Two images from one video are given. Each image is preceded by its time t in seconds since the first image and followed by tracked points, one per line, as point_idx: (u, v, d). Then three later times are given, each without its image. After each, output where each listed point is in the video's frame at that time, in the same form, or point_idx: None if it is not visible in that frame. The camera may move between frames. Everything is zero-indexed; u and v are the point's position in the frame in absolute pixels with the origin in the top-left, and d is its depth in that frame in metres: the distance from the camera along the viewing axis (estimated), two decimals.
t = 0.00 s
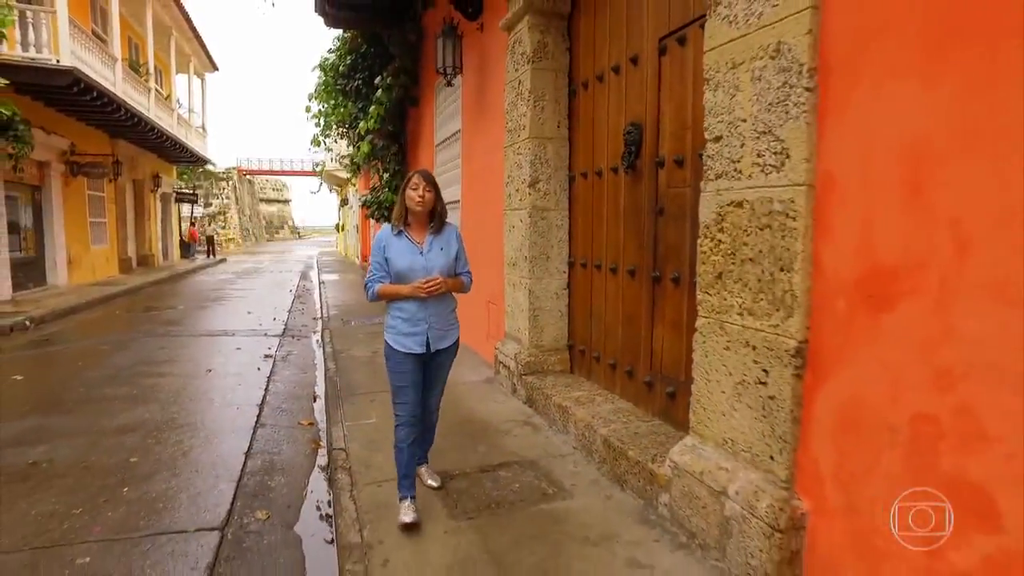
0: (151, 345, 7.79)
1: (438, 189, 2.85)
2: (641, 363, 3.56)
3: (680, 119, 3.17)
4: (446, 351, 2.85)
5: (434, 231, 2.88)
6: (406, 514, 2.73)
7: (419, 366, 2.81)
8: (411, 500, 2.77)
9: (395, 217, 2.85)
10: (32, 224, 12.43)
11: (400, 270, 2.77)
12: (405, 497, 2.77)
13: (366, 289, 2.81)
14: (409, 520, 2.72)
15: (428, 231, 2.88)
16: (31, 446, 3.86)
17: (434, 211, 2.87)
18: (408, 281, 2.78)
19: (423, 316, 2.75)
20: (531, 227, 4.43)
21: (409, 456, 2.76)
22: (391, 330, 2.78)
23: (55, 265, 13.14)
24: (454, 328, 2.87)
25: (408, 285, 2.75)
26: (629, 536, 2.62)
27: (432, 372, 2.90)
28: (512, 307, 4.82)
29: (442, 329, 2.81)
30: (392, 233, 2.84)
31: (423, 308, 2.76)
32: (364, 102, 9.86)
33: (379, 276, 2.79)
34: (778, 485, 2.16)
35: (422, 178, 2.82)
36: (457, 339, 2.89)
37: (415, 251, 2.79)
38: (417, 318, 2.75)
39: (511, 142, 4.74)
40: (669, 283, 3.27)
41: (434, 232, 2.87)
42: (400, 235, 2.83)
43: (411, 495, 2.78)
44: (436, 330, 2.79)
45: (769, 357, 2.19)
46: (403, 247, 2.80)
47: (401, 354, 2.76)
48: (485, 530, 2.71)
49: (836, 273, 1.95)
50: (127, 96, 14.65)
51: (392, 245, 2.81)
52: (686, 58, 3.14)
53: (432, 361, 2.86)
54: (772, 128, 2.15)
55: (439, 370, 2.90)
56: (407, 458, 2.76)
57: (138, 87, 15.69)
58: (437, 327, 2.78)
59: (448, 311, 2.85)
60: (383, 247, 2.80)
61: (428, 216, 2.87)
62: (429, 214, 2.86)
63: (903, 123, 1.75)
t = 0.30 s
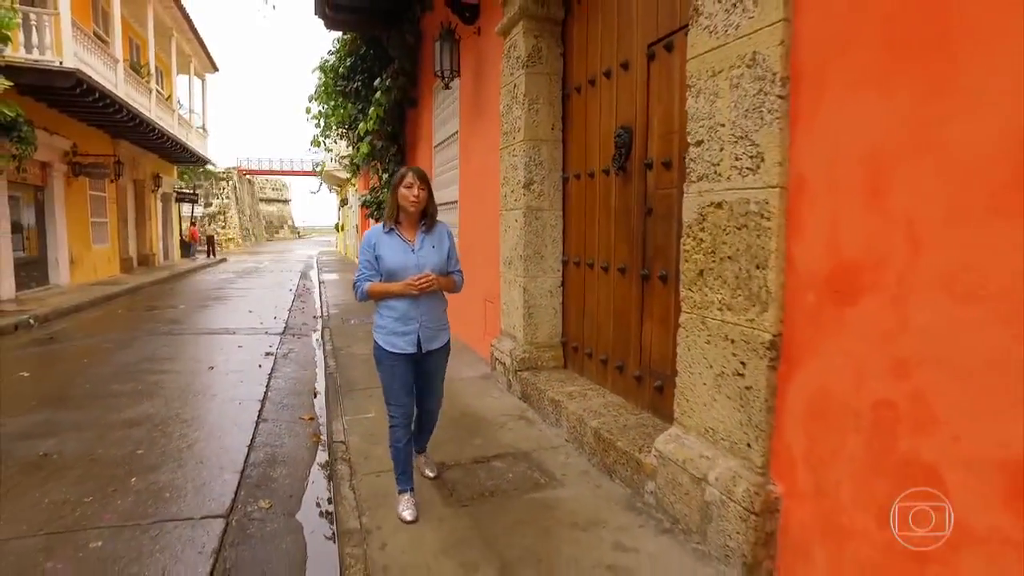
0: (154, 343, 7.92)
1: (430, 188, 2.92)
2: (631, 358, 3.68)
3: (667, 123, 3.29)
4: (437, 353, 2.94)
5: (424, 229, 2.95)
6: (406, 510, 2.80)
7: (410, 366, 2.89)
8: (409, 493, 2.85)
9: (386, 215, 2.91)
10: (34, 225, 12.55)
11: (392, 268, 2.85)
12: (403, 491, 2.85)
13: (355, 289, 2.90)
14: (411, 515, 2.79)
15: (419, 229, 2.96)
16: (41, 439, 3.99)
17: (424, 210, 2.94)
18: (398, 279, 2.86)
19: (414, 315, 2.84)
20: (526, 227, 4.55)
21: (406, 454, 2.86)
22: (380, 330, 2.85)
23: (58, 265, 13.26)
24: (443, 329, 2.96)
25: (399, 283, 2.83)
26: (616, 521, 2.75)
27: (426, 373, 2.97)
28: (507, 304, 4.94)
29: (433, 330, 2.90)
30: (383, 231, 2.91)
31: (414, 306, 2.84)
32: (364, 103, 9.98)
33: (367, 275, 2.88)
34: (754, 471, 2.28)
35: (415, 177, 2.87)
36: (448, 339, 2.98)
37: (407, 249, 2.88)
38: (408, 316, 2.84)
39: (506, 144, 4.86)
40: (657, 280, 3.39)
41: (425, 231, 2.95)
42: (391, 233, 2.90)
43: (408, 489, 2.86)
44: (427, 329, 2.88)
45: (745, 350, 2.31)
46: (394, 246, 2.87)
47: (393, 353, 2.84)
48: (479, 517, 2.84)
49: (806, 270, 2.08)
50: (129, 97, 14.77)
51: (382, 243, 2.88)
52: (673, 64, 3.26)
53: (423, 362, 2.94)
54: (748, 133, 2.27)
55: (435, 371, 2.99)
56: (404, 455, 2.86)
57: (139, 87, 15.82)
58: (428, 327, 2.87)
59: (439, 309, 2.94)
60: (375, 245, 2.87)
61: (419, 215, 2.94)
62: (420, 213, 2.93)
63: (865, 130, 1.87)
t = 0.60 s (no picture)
0: (158, 341, 8.04)
1: (423, 186, 2.96)
2: (624, 354, 3.80)
3: (657, 126, 3.41)
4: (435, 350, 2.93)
5: (419, 228, 2.98)
6: (440, 497, 2.94)
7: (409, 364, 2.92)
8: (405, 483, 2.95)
9: (381, 215, 2.93)
10: (38, 225, 12.68)
11: (386, 267, 2.85)
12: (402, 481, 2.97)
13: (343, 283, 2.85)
14: (447, 500, 2.93)
15: (413, 228, 2.97)
16: (52, 433, 4.12)
17: (418, 209, 2.97)
18: (392, 279, 2.86)
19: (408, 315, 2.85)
20: (522, 227, 4.68)
21: (400, 445, 2.96)
22: (375, 330, 2.89)
23: (61, 265, 13.38)
24: (440, 326, 2.95)
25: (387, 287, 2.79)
26: (606, 509, 2.87)
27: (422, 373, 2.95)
28: (504, 303, 5.06)
29: (428, 329, 2.89)
30: (378, 230, 2.91)
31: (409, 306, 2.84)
32: (364, 104, 10.09)
33: (357, 271, 2.83)
34: (735, 459, 2.40)
35: (407, 175, 2.90)
36: (444, 337, 2.96)
37: (403, 248, 2.89)
38: (402, 317, 2.86)
39: (503, 146, 4.98)
40: (648, 279, 3.51)
41: (419, 230, 2.97)
42: (386, 233, 2.92)
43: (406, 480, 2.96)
44: (422, 329, 2.87)
45: (727, 344, 2.43)
46: (389, 244, 2.88)
47: (389, 354, 2.88)
48: (475, 506, 2.96)
49: (783, 268, 2.20)
50: (130, 98, 14.90)
51: (377, 242, 2.89)
52: (662, 70, 3.37)
53: (420, 361, 2.94)
54: (730, 138, 2.39)
55: (432, 371, 2.94)
56: (399, 445, 2.96)
57: (140, 89, 15.94)
58: (423, 327, 2.87)
59: (434, 307, 2.93)
60: (369, 244, 2.87)
61: (413, 214, 2.96)
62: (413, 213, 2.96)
63: (836, 135, 1.99)
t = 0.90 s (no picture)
0: (162, 340, 8.18)
1: (419, 188, 2.82)
2: (617, 351, 3.91)
3: (649, 130, 3.53)
4: (436, 358, 2.82)
5: (420, 232, 2.87)
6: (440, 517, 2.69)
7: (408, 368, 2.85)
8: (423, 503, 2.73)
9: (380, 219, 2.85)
10: (41, 225, 12.80)
11: (386, 268, 2.77)
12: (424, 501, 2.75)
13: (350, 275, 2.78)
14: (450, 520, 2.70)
15: (414, 232, 2.86)
16: (62, 427, 4.25)
17: (418, 211, 2.85)
18: (392, 281, 2.78)
19: (410, 318, 2.77)
20: (519, 227, 4.80)
21: (401, 438, 3.01)
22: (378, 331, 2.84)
23: (64, 265, 13.52)
24: (444, 333, 2.84)
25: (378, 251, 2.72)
26: (598, 498, 2.99)
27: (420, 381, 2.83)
28: (501, 301, 5.19)
29: (429, 334, 2.79)
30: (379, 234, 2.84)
31: (410, 309, 2.77)
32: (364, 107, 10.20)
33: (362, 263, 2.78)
34: (719, 448, 2.52)
35: (400, 180, 2.77)
36: (447, 343, 2.84)
37: (404, 252, 2.80)
38: (403, 320, 2.78)
39: (500, 149, 5.10)
40: (639, 278, 3.63)
41: (420, 233, 2.86)
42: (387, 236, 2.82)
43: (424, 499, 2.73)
44: (423, 333, 2.78)
45: (712, 339, 2.55)
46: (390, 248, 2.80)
47: (390, 357, 2.83)
48: (472, 495, 3.08)
49: (763, 267, 2.32)
50: (133, 99, 15.03)
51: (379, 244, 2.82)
52: (653, 76, 3.49)
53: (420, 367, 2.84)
54: (714, 143, 2.51)
55: (430, 379, 2.82)
56: (399, 439, 3.00)
57: (142, 90, 16.06)
58: (423, 331, 2.78)
59: (437, 312, 2.83)
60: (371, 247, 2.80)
61: (412, 218, 2.85)
62: (412, 216, 2.84)
63: (810, 142, 2.11)
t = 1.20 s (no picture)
0: (165, 339, 8.30)
1: (425, 189, 2.80)
2: (610, 348, 4.04)
3: (640, 135, 3.65)
4: (443, 358, 2.82)
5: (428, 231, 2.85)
6: (441, 521, 2.75)
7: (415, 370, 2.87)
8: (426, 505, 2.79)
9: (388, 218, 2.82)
10: (44, 225, 12.92)
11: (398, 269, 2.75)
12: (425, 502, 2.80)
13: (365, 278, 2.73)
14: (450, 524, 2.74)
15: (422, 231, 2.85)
16: (72, 423, 4.37)
17: (425, 210, 2.83)
18: (404, 283, 2.77)
19: (417, 319, 2.77)
20: (516, 228, 4.93)
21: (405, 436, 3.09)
22: (385, 334, 2.84)
23: (66, 265, 13.63)
24: (451, 333, 2.84)
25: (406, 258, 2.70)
26: (590, 488, 3.12)
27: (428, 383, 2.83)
28: (499, 300, 5.32)
29: (437, 334, 2.79)
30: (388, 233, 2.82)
31: (418, 310, 2.77)
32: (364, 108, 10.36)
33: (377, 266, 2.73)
34: (704, 439, 2.65)
35: (406, 181, 2.74)
36: (454, 343, 2.85)
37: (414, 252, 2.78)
38: (411, 323, 2.78)
39: (498, 151, 5.23)
40: (631, 277, 3.76)
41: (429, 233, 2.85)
42: (396, 236, 2.80)
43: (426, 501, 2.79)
44: (430, 334, 2.78)
45: (697, 336, 2.67)
46: (400, 247, 2.78)
47: (397, 359, 2.83)
48: (469, 486, 3.21)
49: (744, 267, 2.45)
50: (134, 100, 15.13)
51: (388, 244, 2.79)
52: (644, 83, 3.62)
53: (426, 369, 2.84)
54: (699, 149, 2.64)
55: (437, 381, 2.82)
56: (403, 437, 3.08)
57: (143, 91, 16.16)
58: (431, 331, 2.78)
59: (445, 312, 2.84)
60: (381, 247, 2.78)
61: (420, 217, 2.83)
62: (421, 216, 2.82)
63: (787, 149, 2.24)
